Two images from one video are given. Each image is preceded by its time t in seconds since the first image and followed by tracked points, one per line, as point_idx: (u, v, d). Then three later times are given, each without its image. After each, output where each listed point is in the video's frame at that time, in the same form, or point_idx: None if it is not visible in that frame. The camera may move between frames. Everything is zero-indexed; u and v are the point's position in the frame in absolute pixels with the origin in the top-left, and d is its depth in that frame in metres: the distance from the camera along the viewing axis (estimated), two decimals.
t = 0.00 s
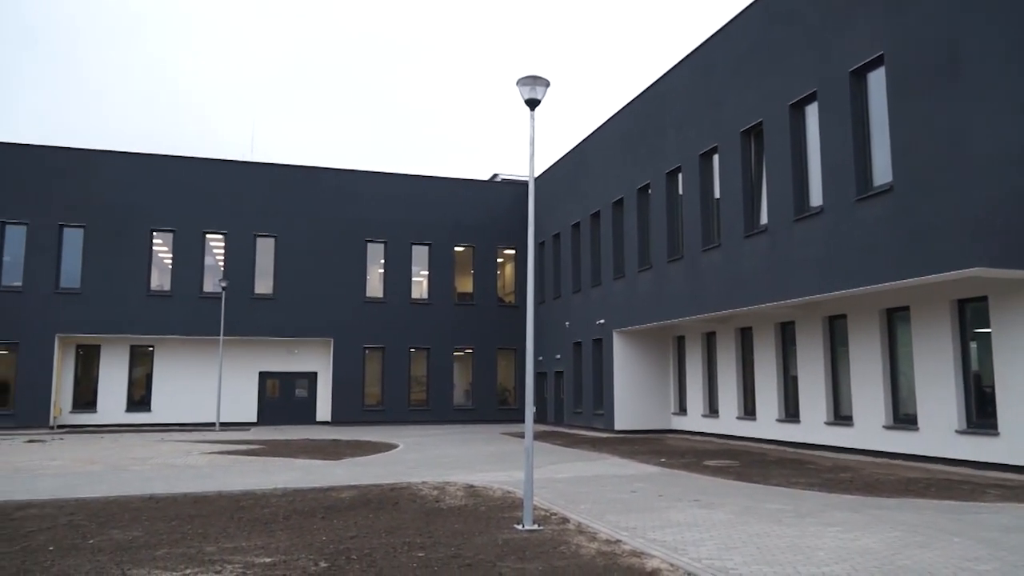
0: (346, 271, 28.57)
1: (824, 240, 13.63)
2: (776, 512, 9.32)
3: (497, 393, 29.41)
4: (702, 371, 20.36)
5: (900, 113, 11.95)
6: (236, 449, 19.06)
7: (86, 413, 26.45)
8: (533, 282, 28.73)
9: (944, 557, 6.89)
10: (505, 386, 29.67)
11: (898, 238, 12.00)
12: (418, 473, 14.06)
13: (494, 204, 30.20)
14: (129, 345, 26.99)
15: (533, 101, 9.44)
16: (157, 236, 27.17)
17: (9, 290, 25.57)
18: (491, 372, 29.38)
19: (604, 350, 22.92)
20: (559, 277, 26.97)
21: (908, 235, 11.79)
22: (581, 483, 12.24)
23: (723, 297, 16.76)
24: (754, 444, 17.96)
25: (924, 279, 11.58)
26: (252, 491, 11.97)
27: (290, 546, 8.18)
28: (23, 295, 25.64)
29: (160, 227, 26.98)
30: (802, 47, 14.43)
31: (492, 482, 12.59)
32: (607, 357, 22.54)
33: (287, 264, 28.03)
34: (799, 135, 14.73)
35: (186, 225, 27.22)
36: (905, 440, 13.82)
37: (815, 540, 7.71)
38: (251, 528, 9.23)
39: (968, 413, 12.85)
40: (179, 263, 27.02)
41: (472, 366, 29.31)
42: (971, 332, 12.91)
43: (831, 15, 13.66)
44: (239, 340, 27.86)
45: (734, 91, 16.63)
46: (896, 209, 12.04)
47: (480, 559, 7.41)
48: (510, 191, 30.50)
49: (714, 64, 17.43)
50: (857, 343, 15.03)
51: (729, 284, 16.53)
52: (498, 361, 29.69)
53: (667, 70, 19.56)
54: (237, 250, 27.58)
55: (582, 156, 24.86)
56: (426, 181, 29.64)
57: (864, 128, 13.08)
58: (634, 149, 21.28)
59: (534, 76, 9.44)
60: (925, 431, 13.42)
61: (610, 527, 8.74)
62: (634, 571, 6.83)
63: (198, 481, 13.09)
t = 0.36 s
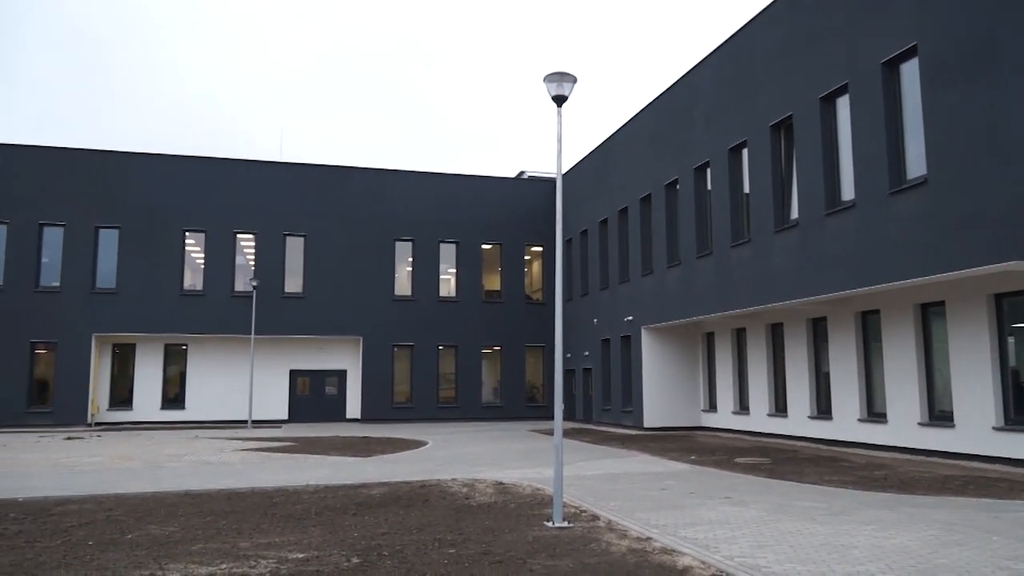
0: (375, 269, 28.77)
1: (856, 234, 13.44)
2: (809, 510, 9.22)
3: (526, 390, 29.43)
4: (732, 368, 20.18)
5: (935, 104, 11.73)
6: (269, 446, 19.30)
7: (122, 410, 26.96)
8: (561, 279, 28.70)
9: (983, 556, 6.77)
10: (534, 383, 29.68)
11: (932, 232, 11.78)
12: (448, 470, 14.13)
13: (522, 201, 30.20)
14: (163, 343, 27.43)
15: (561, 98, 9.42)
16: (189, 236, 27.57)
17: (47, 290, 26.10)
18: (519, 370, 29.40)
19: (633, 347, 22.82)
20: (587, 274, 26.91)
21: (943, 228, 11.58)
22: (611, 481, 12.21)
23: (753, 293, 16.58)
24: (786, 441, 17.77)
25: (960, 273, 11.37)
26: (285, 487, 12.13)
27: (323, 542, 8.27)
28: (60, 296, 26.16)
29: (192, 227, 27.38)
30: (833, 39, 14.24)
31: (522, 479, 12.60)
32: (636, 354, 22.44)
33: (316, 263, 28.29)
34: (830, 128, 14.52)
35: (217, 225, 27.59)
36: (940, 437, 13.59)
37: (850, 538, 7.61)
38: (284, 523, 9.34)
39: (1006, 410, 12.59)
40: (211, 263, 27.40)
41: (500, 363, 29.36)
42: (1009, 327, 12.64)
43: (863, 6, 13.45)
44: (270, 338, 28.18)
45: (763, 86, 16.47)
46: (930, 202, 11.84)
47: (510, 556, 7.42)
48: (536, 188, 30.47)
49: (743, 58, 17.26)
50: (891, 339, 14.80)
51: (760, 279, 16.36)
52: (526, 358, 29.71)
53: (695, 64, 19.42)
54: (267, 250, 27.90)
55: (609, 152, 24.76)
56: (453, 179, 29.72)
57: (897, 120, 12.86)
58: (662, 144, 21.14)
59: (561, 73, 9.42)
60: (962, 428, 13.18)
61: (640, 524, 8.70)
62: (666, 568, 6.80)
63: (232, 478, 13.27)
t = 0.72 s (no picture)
0: (404, 268, 28.92)
1: (891, 228, 13.21)
2: (844, 508, 9.09)
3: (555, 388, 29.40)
4: (764, 365, 19.97)
5: (971, 95, 11.49)
6: (301, 444, 19.50)
7: (158, 408, 27.43)
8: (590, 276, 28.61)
9: None
10: (563, 381, 29.64)
11: (970, 225, 11.55)
12: (478, 468, 14.16)
13: (549, 198, 30.15)
14: (197, 343, 27.85)
15: (589, 94, 9.39)
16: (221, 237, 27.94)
17: (84, 291, 26.63)
18: (548, 367, 29.37)
19: (662, 344, 22.68)
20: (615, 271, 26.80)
21: (981, 221, 11.34)
22: (642, 479, 12.15)
23: (785, 289, 16.39)
24: (819, 438, 17.54)
25: (999, 267, 11.12)
26: (317, 484, 12.24)
27: (355, 539, 8.34)
28: (97, 296, 26.67)
29: (224, 228, 27.74)
30: (866, 30, 14.01)
31: (552, 477, 12.60)
32: (666, 351, 22.30)
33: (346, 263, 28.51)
34: (863, 121, 14.30)
35: (249, 226, 27.94)
36: (979, 435, 13.33)
37: (887, 538, 7.50)
38: (317, 520, 9.43)
39: None
40: (243, 263, 27.75)
41: (529, 361, 29.36)
42: None
43: None
44: (301, 337, 28.48)
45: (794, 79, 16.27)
46: (967, 195, 11.60)
47: (543, 554, 7.43)
48: (564, 185, 30.41)
49: (773, 51, 17.06)
50: (928, 335, 14.54)
51: (791, 275, 16.16)
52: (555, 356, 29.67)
53: (724, 58, 19.27)
54: (297, 249, 28.18)
55: (638, 148, 24.63)
56: (480, 177, 29.76)
57: (932, 111, 12.62)
58: (691, 140, 20.97)
59: (589, 69, 9.38)
60: (1001, 426, 12.90)
61: (672, 522, 8.65)
62: (700, 567, 6.75)
63: (265, 475, 13.44)
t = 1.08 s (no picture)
0: (432, 265, 29.04)
1: (927, 224, 12.96)
2: (879, 509, 8.95)
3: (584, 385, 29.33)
4: (797, 363, 19.72)
5: (1012, 87, 11.21)
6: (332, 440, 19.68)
7: (192, 404, 27.86)
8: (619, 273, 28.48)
9: None
10: (592, 378, 29.56)
11: (1010, 221, 11.28)
12: (507, 465, 14.18)
13: (578, 195, 30.06)
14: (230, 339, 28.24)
15: (619, 90, 9.34)
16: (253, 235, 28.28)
17: (121, 288, 27.13)
18: (577, 365, 29.30)
19: (693, 342, 22.51)
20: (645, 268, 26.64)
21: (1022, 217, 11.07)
22: (673, 477, 12.08)
23: (818, 286, 16.16)
24: (853, 438, 17.28)
25: None
26: (348, 480, 12.35)
27: (386, 534, 8.40)
28: (134, 293, 27.15)
29: (257, 226, 28.08)
30: (902, 22, 13.75)
31: (582, 474, 12.57)
32: (696, 349, 22.12)
33: (375, 260, 28.70)
34: (899, 115, 14.04)
35: (280, 224, 28.24)
36: (1018, 435, 13.03)
37: (923, 539, 7.37)
38: (349, 516, 9.52)
39: None
40: (275, 260, 28.06)
41: (558, 359, 29.32)
42: None
43: None
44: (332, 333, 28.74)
45: (827, 73, 16.02)
46: (1008, 190, 11.34)
47: (573, 552, 7.41)
48: (592, 182, 30.30)
49: (806, 45, 16.84)
50: (966, 333, 14.24)
51: (824, 272, 15.93)
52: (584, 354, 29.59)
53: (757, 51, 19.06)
54: (328, 247, 28.43)
55: (668, 144, 24.46)
56: (509, 174, 29.76)
57: (971, 104, 12.35)
58: (722, 135, 20.77)
59: (620, 65, 9.33)
60: None
61: (703, 521, 8.59)
62: (732, 566, 6.70)
63: (298, 470, 13.60)
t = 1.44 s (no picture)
0: (459, 264, 29.12)
1: (962, 217, 12.71)
2: (915, 507, 8.81)
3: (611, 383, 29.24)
4: (828, 359, 19.47)
5: None
6: (362, 438, 19.83)
7: (224, 403, 28.23)
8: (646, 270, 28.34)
9: None
10: (619, 375, 29.45)
11: None
12: (535, 463, 14.18)
13: (604, 192, 29.95)
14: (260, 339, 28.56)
15: (645, 86, 9.28)
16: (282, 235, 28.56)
17: (154, 290, 27.56)
18: (604, 362, 29.22)
19: (721, 339, 22.32)
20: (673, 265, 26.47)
21: None
22: (703, 474, 11.99)
23: (849, 281, 15.93)
24: (887, 435, 17.02)
25: None
26: (378, 478, 12.43)
27: (417, 531, 8.44)
28: (166, 295, 27.57)
29: (285, 227, 28.36)
30: (934, 11, 13.51)
31: (611, 472, 12.54)
32: (725, 346, 21.94)
33: (402, 259, 28.85)
34: (932, 106, 13.79)
35: (308, 224, 28.49)
36: None
37: (961, 538, 7.24)
38: (379, 513, 9.59)
39: None
40: (304, 260, 28.33)
41: (585, 356, 29.25)
42: None
43: None
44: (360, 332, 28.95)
45: (857, 64, 15.79)
46: None
47: (604, 550, 7.39)
48: (618, 179, 30.17)
49: (835, 37, 16.62)
50: (1003, 328, 13.95)
51: (856, 267, 15.70)
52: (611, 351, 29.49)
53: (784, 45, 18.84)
54: (355, 247, 28.63)
55: (695, 140, 24.29)
56: (534, 172, 29.74)
57: (1006, 94, 12.09)
58: (750, 130, 20.58)
59: (646, 60, 9.28)
60: None
61: (734, 519, 8.52)
62: (765, 564, 6.63)
63: (328, 468, 13.71)
